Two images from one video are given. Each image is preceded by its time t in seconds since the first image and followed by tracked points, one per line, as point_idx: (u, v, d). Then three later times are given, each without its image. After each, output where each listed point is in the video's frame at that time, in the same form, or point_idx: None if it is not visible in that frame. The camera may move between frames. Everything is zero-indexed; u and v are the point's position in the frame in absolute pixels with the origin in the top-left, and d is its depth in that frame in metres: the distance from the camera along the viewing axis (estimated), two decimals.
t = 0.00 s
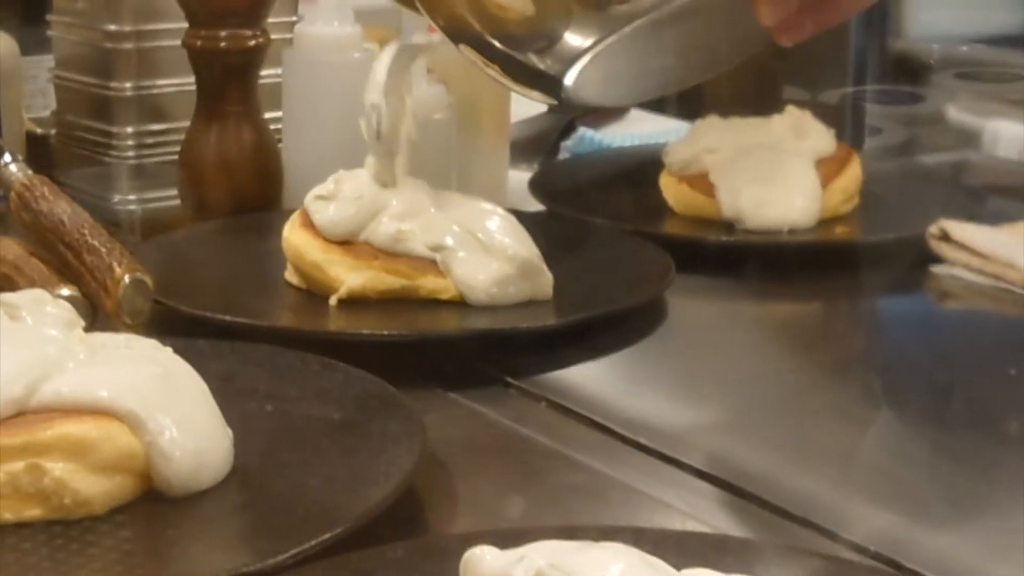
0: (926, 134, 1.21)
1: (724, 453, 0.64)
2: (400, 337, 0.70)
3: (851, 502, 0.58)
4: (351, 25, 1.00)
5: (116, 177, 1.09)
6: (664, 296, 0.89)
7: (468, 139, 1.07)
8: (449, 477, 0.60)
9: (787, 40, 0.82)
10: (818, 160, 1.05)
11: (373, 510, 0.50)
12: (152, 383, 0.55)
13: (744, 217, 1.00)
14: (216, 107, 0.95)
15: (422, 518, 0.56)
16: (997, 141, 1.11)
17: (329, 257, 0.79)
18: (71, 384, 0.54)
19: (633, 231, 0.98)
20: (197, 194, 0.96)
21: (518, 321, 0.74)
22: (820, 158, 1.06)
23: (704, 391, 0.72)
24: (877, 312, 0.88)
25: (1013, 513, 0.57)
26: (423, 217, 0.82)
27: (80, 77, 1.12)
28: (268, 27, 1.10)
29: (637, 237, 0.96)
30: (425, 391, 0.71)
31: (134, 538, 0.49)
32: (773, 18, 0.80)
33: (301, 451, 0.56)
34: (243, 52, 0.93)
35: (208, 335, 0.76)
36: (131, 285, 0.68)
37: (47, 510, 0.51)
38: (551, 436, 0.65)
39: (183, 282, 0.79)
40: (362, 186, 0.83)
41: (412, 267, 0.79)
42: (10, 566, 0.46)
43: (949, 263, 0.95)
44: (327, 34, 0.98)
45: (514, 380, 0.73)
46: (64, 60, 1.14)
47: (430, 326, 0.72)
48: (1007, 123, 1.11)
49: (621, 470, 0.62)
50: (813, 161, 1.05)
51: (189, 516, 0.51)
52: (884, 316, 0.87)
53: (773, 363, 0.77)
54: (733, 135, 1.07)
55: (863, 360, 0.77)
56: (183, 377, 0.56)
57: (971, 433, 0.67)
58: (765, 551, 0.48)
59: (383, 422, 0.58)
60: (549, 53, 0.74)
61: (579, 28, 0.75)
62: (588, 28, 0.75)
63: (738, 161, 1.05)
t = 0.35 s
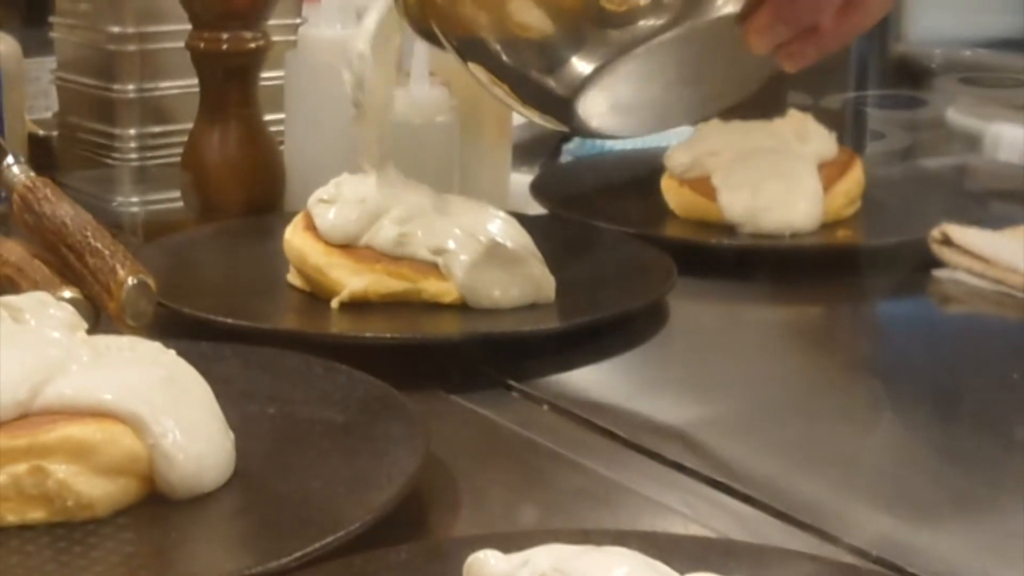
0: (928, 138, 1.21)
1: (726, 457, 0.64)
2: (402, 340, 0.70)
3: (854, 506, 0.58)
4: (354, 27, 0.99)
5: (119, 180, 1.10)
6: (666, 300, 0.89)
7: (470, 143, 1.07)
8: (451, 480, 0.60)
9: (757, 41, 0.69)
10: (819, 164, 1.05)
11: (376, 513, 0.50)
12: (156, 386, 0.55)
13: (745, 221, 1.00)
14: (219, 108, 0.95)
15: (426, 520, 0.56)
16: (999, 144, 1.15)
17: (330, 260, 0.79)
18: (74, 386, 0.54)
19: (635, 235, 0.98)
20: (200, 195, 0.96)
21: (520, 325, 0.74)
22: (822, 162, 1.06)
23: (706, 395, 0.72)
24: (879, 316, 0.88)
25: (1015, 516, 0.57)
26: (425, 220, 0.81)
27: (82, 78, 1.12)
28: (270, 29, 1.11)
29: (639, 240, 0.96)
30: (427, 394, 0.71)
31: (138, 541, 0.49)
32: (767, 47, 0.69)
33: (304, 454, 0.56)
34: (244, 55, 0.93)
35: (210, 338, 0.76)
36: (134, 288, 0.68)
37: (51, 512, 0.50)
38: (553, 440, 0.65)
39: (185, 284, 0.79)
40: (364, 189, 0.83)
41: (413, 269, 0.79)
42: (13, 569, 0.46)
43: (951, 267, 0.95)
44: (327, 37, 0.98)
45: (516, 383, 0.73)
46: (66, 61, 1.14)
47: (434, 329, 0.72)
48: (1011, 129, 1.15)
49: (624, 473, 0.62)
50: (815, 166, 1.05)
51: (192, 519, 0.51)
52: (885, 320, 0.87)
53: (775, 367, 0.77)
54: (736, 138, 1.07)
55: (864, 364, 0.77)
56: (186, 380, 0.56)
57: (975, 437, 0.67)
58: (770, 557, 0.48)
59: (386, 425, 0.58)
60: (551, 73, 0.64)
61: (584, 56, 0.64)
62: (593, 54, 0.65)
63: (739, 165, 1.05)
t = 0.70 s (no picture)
0: (926, 142, 1.21)
1: (725, 458, 0.64)
2: (401, 341, 0.70)
3: (852, 508, 0.58)
4: (351, 29, 1.00)
5: (118, 180, 1.09)
6: (666, 303, 0.89)
7: (468, 144, 1.07)
8: (451, 481, 0.60)
9: (777, 85, 0.58)
10: (817, 167, 1.06)
11: (376, 515, 0.50)
12: (155, 387, 0.55)
13: (743, 223, 1.00)
14: (217, 110, 0.95)
15: (425, 521, 0.56)
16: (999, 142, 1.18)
17: (329, 261, 0.79)
18: (73, 388, 0.54)
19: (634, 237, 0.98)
20: (198, 195, 0.96)
21: (520, 326, 0.74)
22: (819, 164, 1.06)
23: (705, 397, 0.72)
24: (877, 318, 0.88)
25: (1013, 518, 0.57)
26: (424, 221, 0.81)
27: (81, 79, 1.12)
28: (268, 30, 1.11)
29: (638, 242, 0.96)
30: (426, 395, 0.71)
31: (137, 542, 0.49)
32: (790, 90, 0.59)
33: (302, 456, 0.56)
34: (242, 56, 0.94)
35: (209, 339, 0.76)
36: (132, 289, 0.68)
37: (49, 514, 0.50)
38: (553, 442, 0.65)
39: (184, 285, 0.79)
40: (363, 191, 0.83)
41: (413, 271, 0.79)
42: (12, 570, 0.46)
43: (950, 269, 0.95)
44: (327, 37, 0.99)
45: (515, 385, 0.73)
46: (65, 62, 1.14)
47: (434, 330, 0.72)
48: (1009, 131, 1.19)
49: (623, 475, 0.61)
50: (813, 168, 1.05)
51: (191, 520, 0.50)
52: (884, 321, 0.87)
53: (774, 369, 0.77)
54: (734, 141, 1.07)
55: (863, 367, 0.77)
56: (185, 381, 0.56)
57: (975, 439, 0.67)
58: (770, 562, 0.48)
59: (386, 426, 0.58)
60: (577, 98, 0.59)
61: (614, 90, 0.59)
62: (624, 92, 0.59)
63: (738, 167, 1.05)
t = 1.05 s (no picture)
0: (921, 143, 1.21)
1: (721, 459, 0.64)
2: (398, 341, 0.70)
3: (849, 508, 0.58)
4: (347, 29, 1.00)
5: (113, 180, 1.09)
6: (662, 303, 0.89)
7: (464, 145, 1.07)
8: (447, 482, 0.60)
9: (793, 123, 0.63)
10: (814, 166, 1.06)
11: (372, 516, 0.50)
12: (151, 388, 0.55)
13: (739, 224, 1.01)
14: (214, 110, 0.95)
15: (421, 522, 0.56)
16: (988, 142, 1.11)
17: (326, 262, 0.79)
18: (69, 389, 0.54)
19: (631, 237, 0.98)
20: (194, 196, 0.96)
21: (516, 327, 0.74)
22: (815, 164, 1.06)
23: (703, 398, 0.72)
24: (873, 318, 0.88)
25: (1009, 519, 0.57)
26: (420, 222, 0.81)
27: (77, 80, 1.12)
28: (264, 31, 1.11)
29: (634, 243, 0.96)
30: (422, 395, 0.71)
31: (134, 543, 0.49)
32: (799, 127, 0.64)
33: (298, 457, 0.56)
34: (239, 56, 0.93)
35: (205, 339, 0.76)
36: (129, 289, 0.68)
37: (45, 514, 0.50)
38: (550, 443, 0.65)
39: (180, 285, 0.79)
40: (359, 193, 0.83)
41: (409, 272, 0.79)
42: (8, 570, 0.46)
43: (946, 270, 0.95)
44: (321, 39, 0.98)
45: (511, 386, 0.73)
46: (61, 63, 1.14)
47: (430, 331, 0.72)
48: (1005, 130, 1.16)
49: (619, 475, 0.62)
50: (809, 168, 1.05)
51: (187, 521, 0.50)
52: (880, 321, 0.87)
53: (771, 369, 0.77)
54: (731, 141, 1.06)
55: (861, 368, 0.78)
56: (181, 383, 0.56)
57: (970, 441, 0.67)
58: (766, 561, 0.48)
59: (382, 427, 0.58)
60: (590, 122, 0.65)
61: (631, 118, 0.64)
62: (640, 120, 0.64)
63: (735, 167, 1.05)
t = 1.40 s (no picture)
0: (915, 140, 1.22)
1: (718, 457, 0.64)
2: (393, 340, 0.70)
3: (844, 506, 0.59)
4: (342, 28, 1.00)
5: (107, 180, 1.09)
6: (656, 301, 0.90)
7: (459, 143, 1.07)
8: (441, 480, 0.60)
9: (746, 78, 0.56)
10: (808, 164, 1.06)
11: (366, 514, 0.50)
12: (146, 388, 0.55)
13: (733, 224, 1.01)
14: (209, 110, 0.95)
15: (416, 519, 0.56)
16: (987, 145, 1.10)
17: (321, 261, 0.79)
18: (63, 388, 0.54)
19: (625, 236, 0.98)
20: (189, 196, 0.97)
21: (510, 326, 0.74)
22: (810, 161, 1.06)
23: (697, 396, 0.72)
24: (866, 317, 0.88)
25: (1004, 517, 0.58)
26: (415, 220, 0.81)
27: (72, 79, 1.12)
28: (259, 30, 1.11)
29: (628, 241, 0.96)
30: (416, 394, 0.71)
31: (129, 542, 0.49)
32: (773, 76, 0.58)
33: (294, 455, 0.56)
34: (234, 55, 0.93)
35: (200, 338, 0.76)
36: (123, 289, 0.68)
37: (40, 512, 0.51)
38: (543, 440, 0.65)
39: (175, 284, 0.79)
40: (353, 191, 0.83)
41: (404, 270, 0.79)
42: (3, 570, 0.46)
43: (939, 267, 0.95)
44: (317, 37, 0.98)
45: (505, 384, 0.73)
46: (56, 62, 1.14)
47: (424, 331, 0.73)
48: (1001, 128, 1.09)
49: (614, 473, 0.62)
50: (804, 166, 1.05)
51: (182, 520, 0.51)
52: (873, 320, 0.87)
53: (766, 368, 0.77)
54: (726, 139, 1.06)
55: (855, 365, 0.78)
56: (175, 381, 0.56)
57: (965, 438, 0.67)
58: (757, 558, 0.48)
59: (377, 426, 0.58)
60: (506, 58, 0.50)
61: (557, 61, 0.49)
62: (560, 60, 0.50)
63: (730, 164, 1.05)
